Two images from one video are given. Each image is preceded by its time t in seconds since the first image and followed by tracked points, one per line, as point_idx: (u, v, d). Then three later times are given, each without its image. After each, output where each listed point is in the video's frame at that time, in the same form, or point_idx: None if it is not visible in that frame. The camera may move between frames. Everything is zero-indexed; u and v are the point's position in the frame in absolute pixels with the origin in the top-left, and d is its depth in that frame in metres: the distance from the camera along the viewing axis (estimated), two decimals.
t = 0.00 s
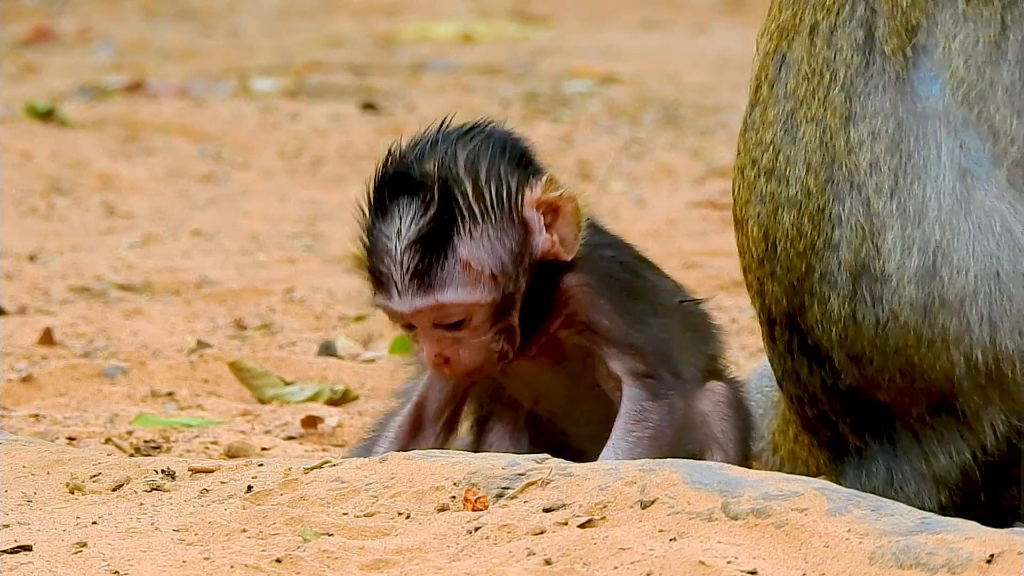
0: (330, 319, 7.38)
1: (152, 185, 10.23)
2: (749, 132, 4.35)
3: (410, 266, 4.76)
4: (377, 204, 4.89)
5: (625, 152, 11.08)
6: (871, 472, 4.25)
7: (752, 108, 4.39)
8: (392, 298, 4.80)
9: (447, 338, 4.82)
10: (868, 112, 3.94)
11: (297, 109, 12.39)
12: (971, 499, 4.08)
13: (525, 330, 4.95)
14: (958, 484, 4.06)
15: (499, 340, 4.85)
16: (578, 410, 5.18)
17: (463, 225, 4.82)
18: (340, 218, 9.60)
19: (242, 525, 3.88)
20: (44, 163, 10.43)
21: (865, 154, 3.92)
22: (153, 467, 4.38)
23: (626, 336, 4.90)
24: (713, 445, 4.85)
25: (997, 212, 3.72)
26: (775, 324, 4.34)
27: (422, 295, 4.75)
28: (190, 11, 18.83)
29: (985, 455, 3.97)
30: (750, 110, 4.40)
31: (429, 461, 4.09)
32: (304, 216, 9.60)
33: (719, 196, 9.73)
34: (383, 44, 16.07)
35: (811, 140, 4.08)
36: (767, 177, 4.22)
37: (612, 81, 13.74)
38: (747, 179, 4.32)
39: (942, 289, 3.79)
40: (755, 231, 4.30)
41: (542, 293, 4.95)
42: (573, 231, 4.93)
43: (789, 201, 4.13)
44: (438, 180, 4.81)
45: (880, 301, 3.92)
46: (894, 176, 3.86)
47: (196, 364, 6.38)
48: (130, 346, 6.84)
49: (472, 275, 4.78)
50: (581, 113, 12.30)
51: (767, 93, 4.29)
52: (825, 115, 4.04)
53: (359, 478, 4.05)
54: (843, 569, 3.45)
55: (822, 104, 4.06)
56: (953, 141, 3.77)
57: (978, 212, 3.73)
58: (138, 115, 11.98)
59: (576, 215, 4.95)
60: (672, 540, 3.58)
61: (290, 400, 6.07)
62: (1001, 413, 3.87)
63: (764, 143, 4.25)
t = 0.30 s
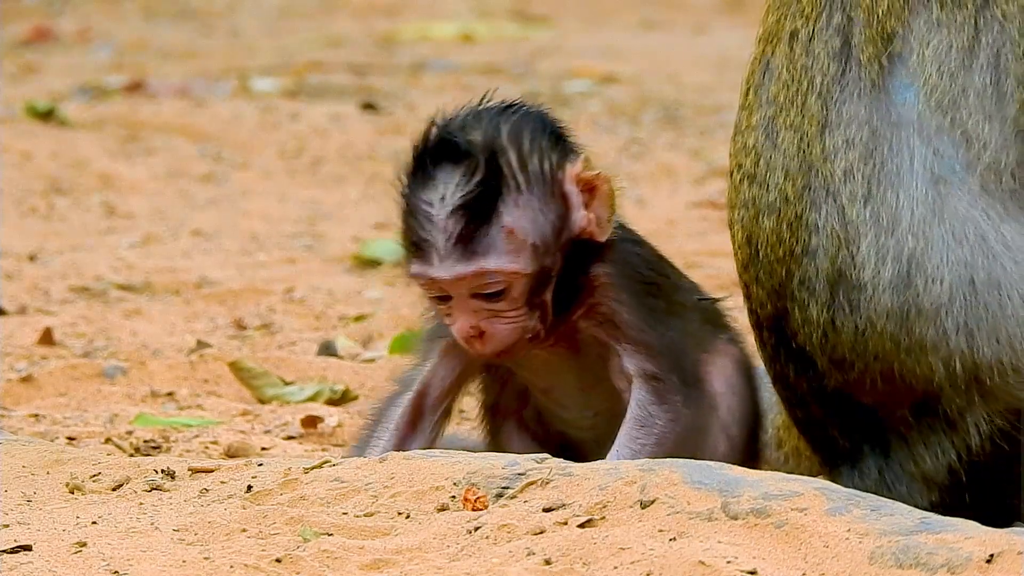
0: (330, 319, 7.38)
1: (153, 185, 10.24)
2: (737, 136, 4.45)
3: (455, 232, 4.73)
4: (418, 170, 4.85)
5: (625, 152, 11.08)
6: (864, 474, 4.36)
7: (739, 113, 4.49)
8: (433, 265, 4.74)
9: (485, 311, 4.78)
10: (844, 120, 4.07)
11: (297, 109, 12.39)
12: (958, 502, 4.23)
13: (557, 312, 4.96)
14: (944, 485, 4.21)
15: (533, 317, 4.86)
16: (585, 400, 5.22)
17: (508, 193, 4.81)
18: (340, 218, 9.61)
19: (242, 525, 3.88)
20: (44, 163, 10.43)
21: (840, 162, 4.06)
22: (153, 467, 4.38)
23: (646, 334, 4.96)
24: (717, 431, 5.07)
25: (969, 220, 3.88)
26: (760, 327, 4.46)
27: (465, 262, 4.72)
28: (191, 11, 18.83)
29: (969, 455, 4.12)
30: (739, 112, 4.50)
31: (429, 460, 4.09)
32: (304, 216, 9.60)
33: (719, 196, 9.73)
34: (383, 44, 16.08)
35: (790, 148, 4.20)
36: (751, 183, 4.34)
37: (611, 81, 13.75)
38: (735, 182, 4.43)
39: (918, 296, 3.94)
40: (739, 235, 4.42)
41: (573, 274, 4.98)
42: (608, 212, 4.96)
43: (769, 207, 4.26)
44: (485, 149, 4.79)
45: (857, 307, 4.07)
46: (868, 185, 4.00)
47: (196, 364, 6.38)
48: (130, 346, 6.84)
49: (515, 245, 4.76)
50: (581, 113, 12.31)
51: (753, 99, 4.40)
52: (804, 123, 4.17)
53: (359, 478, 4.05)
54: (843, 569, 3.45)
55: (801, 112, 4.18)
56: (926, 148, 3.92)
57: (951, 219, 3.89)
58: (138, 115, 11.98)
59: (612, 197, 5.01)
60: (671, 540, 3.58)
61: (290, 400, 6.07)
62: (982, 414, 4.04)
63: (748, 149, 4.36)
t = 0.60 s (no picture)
0: (330, 319, 7.38)
1: (153, 185, 10.24)
2: (749, 137, 4.36)
3: (475, 218, 4.77)
4: (430, 159, 4.90)
5: (625, 152, 11.08)
6: (869, 470, 4.31)
7: (749, 116, 4.40)
8: (452, 251, 4.78)
9: (499, 298, 4.81)
10: (861, 124, 4.00)
11: (297, 109, 12.39)
12: (966, 500, 4.19)
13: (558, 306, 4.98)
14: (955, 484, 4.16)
15: (543, 308, 4.90)
16: (578, 400, 5.24)
17: (526, 179, 4.86)
18: (340, 218, 9.61)
19: (242, 525, 3.88)
20: (44, 163, 10.43)
21: (858, 167, 3.99)
22: (153, 467, 4.38)
23: (635, 336, 4.99)
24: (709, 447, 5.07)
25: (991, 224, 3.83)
26: (773, 326, 4.39)
27: (486, 247, 4.76)
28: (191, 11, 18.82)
29: (982, 451, 4.06)
30: (748, 114, 4.42)
31: (429, 461, 4.09)
32: (304, 216, 9.60)
33: (719, 196, 9.73)
34: (383, 44, 16.08)
35: (805, 153, 4.12)
36: (766, 185, 4.25)
37: (611, 81, 13.75)
38: (747, 183, 4.34)
39: (942, 302, 3.89)
40: (753, 236, 4.33)
41: (577, 270, 5.01)
42: (607, 206, 5.09)
43: (786, 210, 4.18)
44: (500, 137, 4.86)
45: (878, 311, 4.00)
46: (887, 190, 3.94)
47: (196, 364, 6.38)
48: (130, 346, 6.83)
49: (534, 230, 4.82)
50: (581, 113, 12.31)
51: (765, 101, 4.31)
52: (819, 127, 4.10)
53: (359, 478, 4.05)
54: (843, 570, 3.45)
55: (816, 115, 4.11)
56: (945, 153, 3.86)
57: (973, 224, 3.84)
58: (138, 115, 11.98)
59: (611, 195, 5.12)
60: (671, 540, 3.58)
61: (291, 400, 6.07)
62: (1002, 404, 3.97)
63: (762, 152, 4.27)
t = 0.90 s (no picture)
0: (330, 319, 7.38)
1: (153, 185, 10.24)
2: (775, 126, 4.24)
3: (407, 237, 4.63)
4: (372, 176, 4.76)
5: (625, 152, 11.08)
6: (875, 471, 4.29)
7: (771, 102, 4.28)
8: (385, 269, 4.65)
9: (436, 316, 4.67)
10: (901, 113, 3.93)
11: (297, 109, 12.39)
12: (971, 500, 4.20)
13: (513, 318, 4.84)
14: (959, 480, 4.17)
15: (488, 323, 4.75)
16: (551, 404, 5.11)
17: (462, 198, 4.71)
18: (340, 218, 9.61)
19: (242, 524, 3.88)
20: (44, 163, 10.43)
21: (900, 155, 3.93)
22: (153, 467, 4.38)
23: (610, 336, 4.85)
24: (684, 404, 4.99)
25: None
26: (788, 313, 4.31)
27: (418, 266, 4.62)
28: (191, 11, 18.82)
29: (992, 447, 4.09)
30: (767, 104, 4.30)
31: (429, 461, 4.08)
32: (304, 216, 9.60)
33: (719, 196, 9.73)
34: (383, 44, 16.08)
35: (843, 142, 4.03)
36: (800, 173, 4.13)
37: (611, 81, 13.75)
38: (773, 171, 4.23)
39: (982, 290, 3.88)
40: (782, 221, 4.22)
41: (531, 280, 4.86)
42: (563, 218, 4.84)
43: (824, 196, 4.07)
44: (438, 153, 4.71)
45: (914, 297, 3.96)
46: (931, 179, 3.89)
47: (195, 364, 6.38)
48: (130, 346, 6.84)
49: (468, 249, 4.67)
50: (581, 113, 12.31)
51: (792, 92, 4.19)
52: (854, 116, 4.01)
53: (359, 478, 4.05)
54: (842, 570, 3.45)
55: (851, 105, 4.02)
56: (985, 145, 3.85)
57: (1014, 213, 3.84)
58: (138, 115, 11.98)
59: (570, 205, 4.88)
60: (671, 540, 3.58)
61: (291, 400, 6.07)
62: (1014, 404, 4.00)
63: (795, 141, 4.15)
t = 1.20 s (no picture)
0: (330, 319, 7.38)
1: (153, 185, 10.24)
2: (791, 110, 4.27)
3: (431, 228, 4.65)
4: (382, 173, 4.78)
5: (625, 152, 11.08)
6: (880, 462, 4.31)
7: (786, 89, 4.31)
8: (415, 263, 4.68)
9: (472, 300, 4.69)
10: (920, 98, 3.94)
11: (298, 109, 12.39)
12: (977, 495, 4.16)
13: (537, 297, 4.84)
14: (964, 474, 4.14)
15: (523, 301, 4.76)
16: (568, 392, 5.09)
17: (477, 179, 4.75)
18: (341, 218, 9.61)
19: (242, 525, 3.88)
20: (44, 163, 10.43)
21: (917, 139, 3.93)
22: (153, 467, 4.38)
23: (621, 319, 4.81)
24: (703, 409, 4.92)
25: None
26: (798, 295, 4.33)
27: (446, 254, 4.65)
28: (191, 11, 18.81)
29: (998, 439, 4.05)
30: (784, 90, 4.33)
31: (429, 461, 4.08)
32: (304, 216, 9.59)
33: (719, 196, 9.72)
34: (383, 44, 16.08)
35: (858, 125, 4.04)
36: (815, 156, 4.16)
37: (611, 81, 13.75)
38: (789, 155, 4.25)
39: (995, 273, 3.87)
40: (796, 203, 4.24)
41: (549, 256, 4.87)
42: (572, 184, 4.91)
43: (839, 177, 4.09)
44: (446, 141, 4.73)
45: (926, 278, 3.95)
46: (947, 164, 3.89)
47: (195, 364, 6.38)
48: (130, 346, 6.83)
49: (492, 229, 4.69)
50: (581, 113, 12.31)
51: (808, 78, 4.21)
52: (872, 102, 4.02)
53: (359, 478, 4.05)
54: (842, 569, 3.45)
55: (869, 89, 4.03)
56: (1003, 134, 3.85)
57: None
58: (137, 115, 11.98)
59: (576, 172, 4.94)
60: (671, 540, 3.58)
61: (291, 400, 6.07)
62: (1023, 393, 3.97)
63: (809, 124, 4.18)
